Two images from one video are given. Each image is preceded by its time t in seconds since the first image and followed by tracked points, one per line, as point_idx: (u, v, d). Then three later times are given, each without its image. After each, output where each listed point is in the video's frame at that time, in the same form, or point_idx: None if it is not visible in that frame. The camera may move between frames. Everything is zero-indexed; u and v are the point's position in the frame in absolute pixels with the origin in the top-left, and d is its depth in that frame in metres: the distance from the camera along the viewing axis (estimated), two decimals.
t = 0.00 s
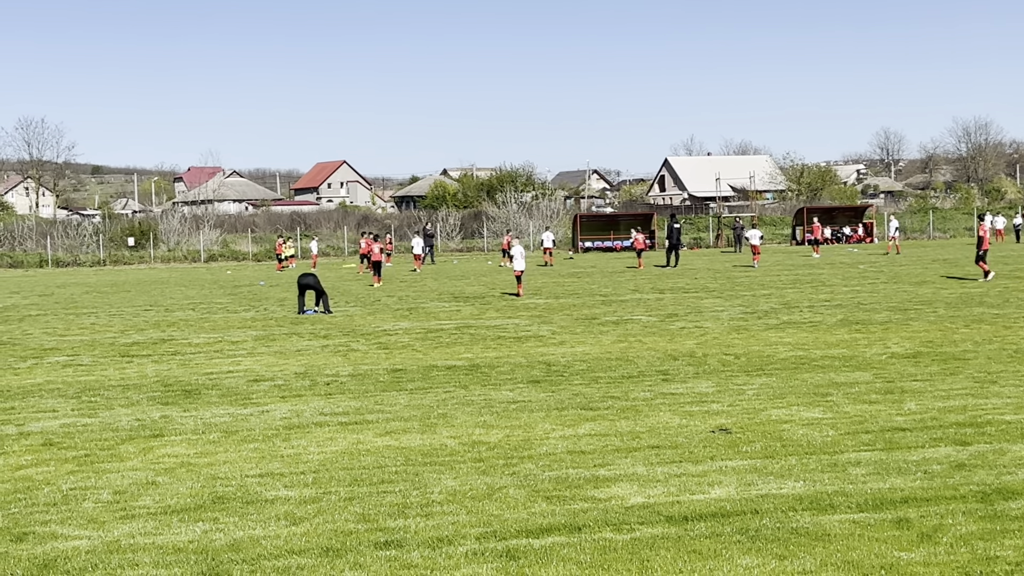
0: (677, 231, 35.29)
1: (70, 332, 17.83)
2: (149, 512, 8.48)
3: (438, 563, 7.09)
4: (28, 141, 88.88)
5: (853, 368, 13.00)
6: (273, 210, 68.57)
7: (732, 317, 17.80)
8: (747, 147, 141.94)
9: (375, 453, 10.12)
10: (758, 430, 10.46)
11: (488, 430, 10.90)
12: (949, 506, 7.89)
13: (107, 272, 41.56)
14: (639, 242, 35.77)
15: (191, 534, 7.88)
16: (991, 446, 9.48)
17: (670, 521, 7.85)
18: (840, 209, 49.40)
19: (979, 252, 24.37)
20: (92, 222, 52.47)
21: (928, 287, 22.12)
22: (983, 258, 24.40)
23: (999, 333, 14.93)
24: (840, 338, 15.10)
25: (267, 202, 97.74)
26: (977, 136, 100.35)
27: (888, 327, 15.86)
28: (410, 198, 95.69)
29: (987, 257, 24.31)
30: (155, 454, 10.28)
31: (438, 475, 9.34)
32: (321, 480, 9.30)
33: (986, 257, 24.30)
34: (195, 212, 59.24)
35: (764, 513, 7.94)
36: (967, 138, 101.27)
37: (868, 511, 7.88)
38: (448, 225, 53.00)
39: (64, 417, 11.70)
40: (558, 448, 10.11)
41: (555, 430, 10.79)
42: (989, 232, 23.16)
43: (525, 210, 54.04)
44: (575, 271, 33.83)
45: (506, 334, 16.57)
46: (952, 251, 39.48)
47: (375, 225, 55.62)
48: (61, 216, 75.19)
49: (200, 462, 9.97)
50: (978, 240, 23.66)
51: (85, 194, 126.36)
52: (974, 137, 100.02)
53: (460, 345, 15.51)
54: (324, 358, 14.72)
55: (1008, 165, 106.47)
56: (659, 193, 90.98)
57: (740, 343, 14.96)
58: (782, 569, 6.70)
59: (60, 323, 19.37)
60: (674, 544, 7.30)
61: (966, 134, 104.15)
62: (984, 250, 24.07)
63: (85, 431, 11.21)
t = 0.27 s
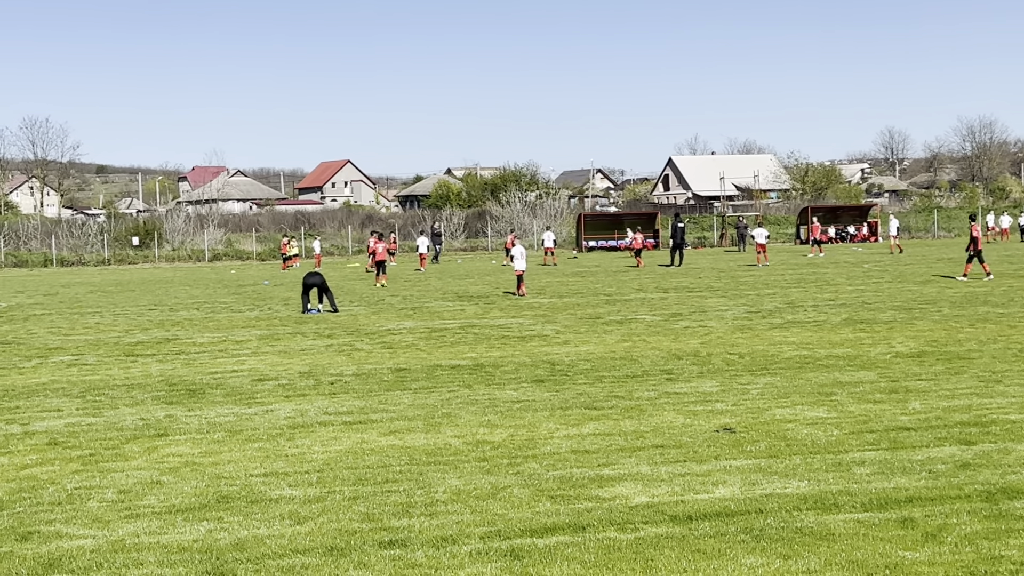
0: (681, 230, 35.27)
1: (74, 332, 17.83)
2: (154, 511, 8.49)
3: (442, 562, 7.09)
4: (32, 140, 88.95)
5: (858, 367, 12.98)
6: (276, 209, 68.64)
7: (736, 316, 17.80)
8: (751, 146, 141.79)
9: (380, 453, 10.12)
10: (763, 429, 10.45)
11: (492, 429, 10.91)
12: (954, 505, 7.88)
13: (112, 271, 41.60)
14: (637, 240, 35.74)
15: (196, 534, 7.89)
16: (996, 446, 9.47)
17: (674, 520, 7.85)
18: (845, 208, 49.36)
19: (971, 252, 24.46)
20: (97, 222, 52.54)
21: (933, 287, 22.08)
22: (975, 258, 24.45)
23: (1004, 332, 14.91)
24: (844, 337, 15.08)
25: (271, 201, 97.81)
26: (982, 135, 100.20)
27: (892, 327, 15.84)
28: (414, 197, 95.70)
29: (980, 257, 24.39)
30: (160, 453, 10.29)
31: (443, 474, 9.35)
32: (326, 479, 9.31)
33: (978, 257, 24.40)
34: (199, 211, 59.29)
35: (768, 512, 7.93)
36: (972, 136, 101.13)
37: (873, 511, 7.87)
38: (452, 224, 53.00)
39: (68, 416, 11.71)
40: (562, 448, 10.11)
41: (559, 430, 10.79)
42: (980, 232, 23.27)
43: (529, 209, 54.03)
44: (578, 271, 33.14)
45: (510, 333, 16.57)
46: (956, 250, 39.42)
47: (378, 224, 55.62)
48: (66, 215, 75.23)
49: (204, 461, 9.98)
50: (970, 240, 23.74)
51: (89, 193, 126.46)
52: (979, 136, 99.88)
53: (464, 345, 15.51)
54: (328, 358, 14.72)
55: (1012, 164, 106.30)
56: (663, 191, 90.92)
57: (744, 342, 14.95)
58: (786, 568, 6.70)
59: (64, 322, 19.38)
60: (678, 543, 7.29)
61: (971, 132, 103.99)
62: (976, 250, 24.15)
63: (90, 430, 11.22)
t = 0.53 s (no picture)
0: (686, 229, 35.25)
1: (78, 332, 17.85)
2: (159, 510, 8.50)
3: (446, 562, 7.09)
4: (38, 140, 89.03)
5: (862, 366, 12.97)
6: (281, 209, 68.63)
7: (741, 315, 17.78)
8: (756, 145, 141.54)
9: (384, 452, 10.13)
10: (767, 429, 10.44)
11: (497, 428, 10.91)
12: (959, 505, 7.87)
13: (117, 270, 41.64)
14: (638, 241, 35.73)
15: (201, 533, 7.90)
16: (1001, 445, 9.46)
17: (678, 520, 7.85)
18: (850, 207, 49.32)
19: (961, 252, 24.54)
20: (102, 221, 52.60)
21: (939, 286, 22.04)
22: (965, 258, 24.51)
23: (1010, 331, 14.89)
24: (849, 336, 15.07)
25: (276, 200, 97.86)
26: (988, 134, 100.00)
27: (897, 326, 15.82)
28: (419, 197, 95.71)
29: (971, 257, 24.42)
30: (165, 452, 10.30)
31: (447, 474, 9.36)
32: (331, 478, 9.32)
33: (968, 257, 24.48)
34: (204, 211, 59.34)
35: (773, 512, 7.93)
36: (978, 135, 100.94)
37: (877, 510, 7.87)
38: (457, 224, 53.01)
39: (73, 416, 11.72)
40: (566, 447, 10.12)
41: (563, 429, 10.79)
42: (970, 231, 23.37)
43: (533, 208, 54.02)
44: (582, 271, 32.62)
45: (514, 332, 16.56)
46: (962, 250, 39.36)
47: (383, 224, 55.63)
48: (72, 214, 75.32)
49: (209, 460, 10.00)
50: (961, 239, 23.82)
51: (94, 193, 126.58)
52: (984, 135, 99.69)
53: (468, 344, 15.52)
54: (332, 357, 14.73)
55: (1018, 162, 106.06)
56: (668, 190, 90.84)
57: (749, 342, 14.94)
58: (791, 568, 6.69)
59: (69, 322, 19.39)
60: (682, 543, 7.29)
61: (977, 131, 103.80)
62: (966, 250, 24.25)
63: (95, 430, 11.24)
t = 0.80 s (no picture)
0: (691, 229, 35.23)
1: (84, 331, 17.87)
2: (165, 509, 8.51)
3: (452, 561, 7.10)
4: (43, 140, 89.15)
5: (868, 366, 12.96)
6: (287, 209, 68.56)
7: (746, 315, 17.76)
8: (763, 144, 141.34)
9: (390, 452, 10.13)
10: (773, 429, 10.44)
11: (502, 428, 10.92)
12: (965, 504, 7.86)
13: (122, 270, 41.67)
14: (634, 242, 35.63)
15: (206, 532, 7.90)
16: (1007, 445, 9.44)
17: (684, 519, 7.84)
18: (855, 207, 49.25)
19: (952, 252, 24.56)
20: (108, 221, 52.64)
21: (946, 286, 22.00)
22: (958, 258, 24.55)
23: (1016, 331, 14.87)
24: (855, 336, 15.05)
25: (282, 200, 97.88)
26: (994, 134, 99.78)
27: (903, 326, 15.80)
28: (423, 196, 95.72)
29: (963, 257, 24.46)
30: (171, 452, 10.32)
31: (453, 473, 9.36)
32: (336, 477, 9.33)
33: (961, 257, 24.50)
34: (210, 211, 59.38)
35: (779, 511, 7.92)
36: (983, 134, 100.72)
37: (883, 510, 7.86)
38: (462, 223, 52.99)
39: (79, 415, 11.74)
40: (572, 447, 10.11)
41: (569, 429, 10.79)
42: (962, 231, 23.39)
43: (538, 208, 53.99)
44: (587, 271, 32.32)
45: (520, 332, 16.56)
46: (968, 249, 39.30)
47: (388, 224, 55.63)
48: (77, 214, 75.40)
49: (215, 459, 10.01)
50: (954, 239, 23.81)
51: (100, 193, 126.67)
52: (990, 135, 99.48)
53: (474, 344, 15.52)
54: (338, 357, 14.74)
55: None
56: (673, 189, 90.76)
57: (755, 341, 14.94)
58: (796, 568, 6.69)
59: (74, 322, 19.41)
60: (688, 542, 7.29)
61: (983, 131, 103.58)
62: (958, 250, 24.25)
63: (101, 429, 11.26)
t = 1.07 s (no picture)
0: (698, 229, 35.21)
1: (91, 331, 17.88)
2: (171, 509, 8.53)
3: (458, 561, 7.10)
4: (50, 140, 89.30)
5: (875, 366, 12.94)
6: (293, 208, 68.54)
7: (753, 314, 17.73)
8: (770, 145, 141.15)
9: (396, 451, 10.13)
10: (779, 429, 10.43)
11: (508, 428, 10.92)
12: (972, 505, 7.85)
13: (129, 270, 41.70)
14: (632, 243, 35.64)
15: (213, 531, 7.91)
16: (1014, 445, 9.43)
17: (690, 519, 7.84)
18: (862, 206, 49.18)
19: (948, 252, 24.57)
20: (114, 221, 52.68)
21: (953, 285, 21.96)
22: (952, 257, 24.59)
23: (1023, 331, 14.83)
24: (861, 336, 15.03)
25: (287, 200, 97.94)
26: (1001, 134, 99.56)
27: (910, 325, 15.78)
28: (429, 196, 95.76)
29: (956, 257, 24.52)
30: (178, 451, 10.34)
31: (459, 472, 9.38)
32: (343, 477, 9.34)
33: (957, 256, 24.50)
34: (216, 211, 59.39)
35: (785, 512, 7.92)
36: (990, 134, 100.50)
37: (890, 510, 7.85)
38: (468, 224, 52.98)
39: (86, 414, 11.77)
40: (578, 446, 10.12)
41: (575, 428, 10.79)
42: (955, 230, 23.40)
43: (545, 208, 53.98)
44: (593, 271, 32.31)
45: (526, 332, 16.55)
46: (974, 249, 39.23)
47: (394, 224, 55.64)
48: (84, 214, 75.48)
49: (222, 459, 10.03)
50: (948, 238, 23.76)
51: (106, 193, 126.75)
52: (997, 135, 99.27)
53: (480, 343, 15.52)
54: (344, 356, 14.75)
55: None
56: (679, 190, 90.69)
57: (761, 341, 14.92)
58: (803, 568, 6.68)
59: (81, 321, 19.41)
60: (695, 542, 7.28)
61: (990, 131, 103.36)
62: (952, 249, 24.23)
63: (108, 429, 11.28)
